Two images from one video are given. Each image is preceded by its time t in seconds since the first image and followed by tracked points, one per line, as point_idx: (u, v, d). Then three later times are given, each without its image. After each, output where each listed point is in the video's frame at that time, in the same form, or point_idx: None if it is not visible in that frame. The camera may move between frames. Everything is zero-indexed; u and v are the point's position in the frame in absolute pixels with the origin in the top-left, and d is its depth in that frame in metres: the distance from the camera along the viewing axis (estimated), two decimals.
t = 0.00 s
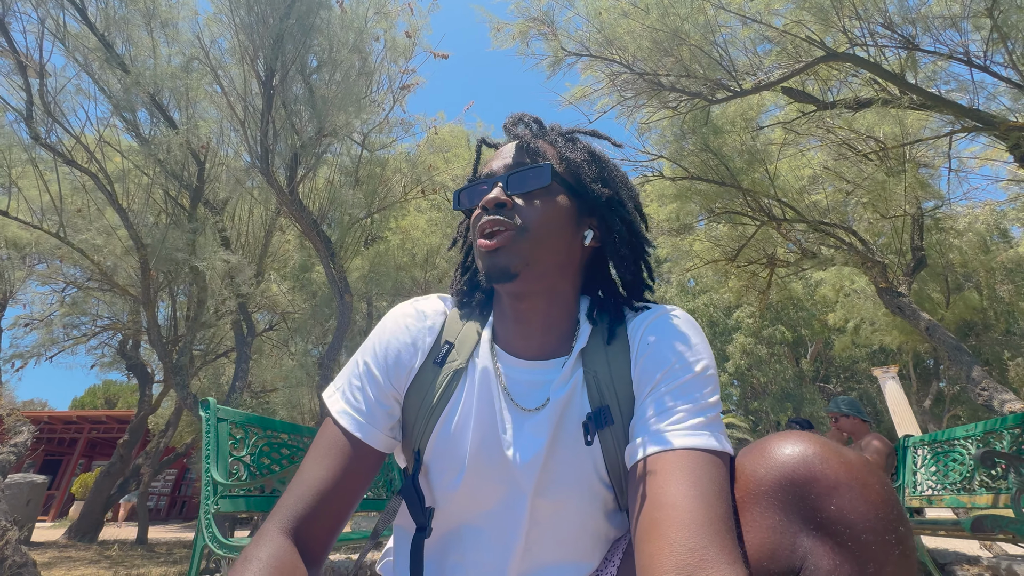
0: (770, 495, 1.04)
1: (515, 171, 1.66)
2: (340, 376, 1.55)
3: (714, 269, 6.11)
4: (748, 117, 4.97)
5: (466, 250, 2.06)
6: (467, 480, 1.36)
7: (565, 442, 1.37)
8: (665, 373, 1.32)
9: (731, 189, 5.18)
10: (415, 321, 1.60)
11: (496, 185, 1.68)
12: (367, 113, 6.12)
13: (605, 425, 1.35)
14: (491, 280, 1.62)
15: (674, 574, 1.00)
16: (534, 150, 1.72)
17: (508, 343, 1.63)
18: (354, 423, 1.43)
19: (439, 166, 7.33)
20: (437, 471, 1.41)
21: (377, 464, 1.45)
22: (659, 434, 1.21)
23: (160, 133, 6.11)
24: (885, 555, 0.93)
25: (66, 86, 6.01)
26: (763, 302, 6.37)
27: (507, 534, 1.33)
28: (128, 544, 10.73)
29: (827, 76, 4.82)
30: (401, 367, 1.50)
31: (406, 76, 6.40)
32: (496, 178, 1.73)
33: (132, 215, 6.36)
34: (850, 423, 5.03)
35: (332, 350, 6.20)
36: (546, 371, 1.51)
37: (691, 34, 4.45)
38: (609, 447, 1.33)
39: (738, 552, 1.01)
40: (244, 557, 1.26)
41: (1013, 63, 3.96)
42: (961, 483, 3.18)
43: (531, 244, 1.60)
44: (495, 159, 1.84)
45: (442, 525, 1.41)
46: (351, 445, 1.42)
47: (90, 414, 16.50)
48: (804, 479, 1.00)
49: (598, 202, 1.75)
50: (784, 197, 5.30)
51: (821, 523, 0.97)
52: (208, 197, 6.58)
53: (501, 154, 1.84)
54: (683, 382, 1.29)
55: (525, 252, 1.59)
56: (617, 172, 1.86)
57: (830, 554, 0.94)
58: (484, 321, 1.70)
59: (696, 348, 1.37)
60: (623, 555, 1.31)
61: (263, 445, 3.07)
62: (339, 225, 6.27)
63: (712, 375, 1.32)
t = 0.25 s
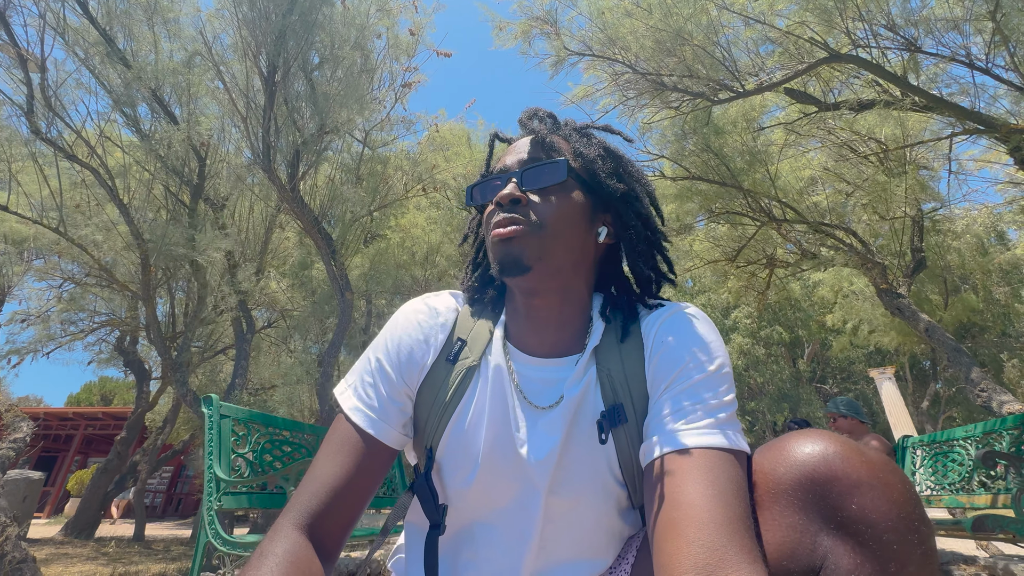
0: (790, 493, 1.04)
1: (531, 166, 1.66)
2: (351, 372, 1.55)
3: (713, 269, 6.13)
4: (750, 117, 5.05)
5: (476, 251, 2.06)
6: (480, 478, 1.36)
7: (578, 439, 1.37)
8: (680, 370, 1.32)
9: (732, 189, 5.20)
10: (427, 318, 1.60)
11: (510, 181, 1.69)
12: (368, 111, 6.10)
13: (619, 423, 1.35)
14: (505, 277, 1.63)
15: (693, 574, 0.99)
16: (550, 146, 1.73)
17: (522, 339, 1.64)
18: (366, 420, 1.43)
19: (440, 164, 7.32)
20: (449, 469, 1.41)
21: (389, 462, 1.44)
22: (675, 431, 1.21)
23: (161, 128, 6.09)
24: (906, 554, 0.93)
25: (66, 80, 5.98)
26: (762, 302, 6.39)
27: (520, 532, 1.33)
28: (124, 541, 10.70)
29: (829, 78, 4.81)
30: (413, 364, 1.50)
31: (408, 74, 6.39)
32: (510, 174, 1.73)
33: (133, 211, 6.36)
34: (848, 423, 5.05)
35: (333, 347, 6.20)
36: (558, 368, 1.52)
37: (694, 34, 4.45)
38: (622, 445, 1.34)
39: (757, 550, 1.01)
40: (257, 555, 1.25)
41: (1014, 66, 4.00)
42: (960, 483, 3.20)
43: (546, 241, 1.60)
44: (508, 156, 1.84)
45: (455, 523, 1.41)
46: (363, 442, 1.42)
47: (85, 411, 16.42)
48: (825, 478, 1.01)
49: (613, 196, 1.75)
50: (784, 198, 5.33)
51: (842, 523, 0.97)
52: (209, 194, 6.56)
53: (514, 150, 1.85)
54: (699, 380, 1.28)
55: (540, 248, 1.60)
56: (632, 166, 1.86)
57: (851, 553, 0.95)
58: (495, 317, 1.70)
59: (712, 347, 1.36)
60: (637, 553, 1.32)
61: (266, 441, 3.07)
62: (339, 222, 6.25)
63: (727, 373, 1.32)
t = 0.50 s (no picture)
0: (768, 492, 1.06)
1: (520, 168, 1.67)
2: (340, 371, 1.56)
3: (710, 269, 6.15)
4: (747, 119, 5.11)
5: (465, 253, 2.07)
6: (467, 477, 1.38)
7: (564, 438, 1.38)
8: (664, 371, 1.34)
9: (728, 190, 5.25)
10: (416, 318, 1.61)
11: (500, 182, 1.70)
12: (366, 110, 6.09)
13: (603, 422, 1.37)
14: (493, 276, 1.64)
15: (673, 572, 1.01)
16: (540, 149, 1.72)
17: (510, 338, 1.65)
18: (354, 419, 1.43)
19: (437, 163, 7.31)
20: (437, 467, 1.42)
21: (376, 460, 1.45)
22: (657, 432, 1.23)
23: (157, 125, 6.07)
24: (879, 551, 0.96)
25: (62, 76, 5.96)
26: (757, 303, 6.42)
27: (506, 529, 1.34)
28: (119, 538, 10.68)
29: (825, 81, 4.77)
30: (402, 363, 1.51)
31: (406, 73, 6.38)
32: (499, 174, 1.74)
33: (129, 209, 6.34)
34: (841, 424, 5.08)
35: (328, 346, 6.20)
36: (545, 368, 1.53)
37: (691, 37, 4.46)
38: (607, 444, 1.35)
39: (737, 548, 1.03)
40: (245, 551, 1.25)
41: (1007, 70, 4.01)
42: (950, 484, 3.22)
43: (534, 241, 1.61)
44: (497, 157, 1.84)
45: (443, 521, 1.42)
46: (351, 440, 1.42)
47: (81, 408, 16.36)
48: (801, 477, 1.02)
49: (598, 202, 1.74)
50: (779, 199, 5.42)
51: (818, 521, 0.99)
52: (205, 191, 6.54)
53: (503, 151, 1.84)
54: (680, 381, 1.30)
55: (530, 248, 1.61)
56: (617, 171, 1.84)
57: (827, 550, 0.97)
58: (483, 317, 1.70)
59: (694, 348, 1.38)
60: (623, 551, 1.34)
61: (261, 439, 3.08)
62: (336, 221, 6.25)
63: (710, 374, 1.34)
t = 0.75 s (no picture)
0: (761, 490, 1.06)
1: (559, 171, 1.67)
2: (337, 369, 1.55)
3: (707, 270, 6.17)
4: (744, 120, 5.09)
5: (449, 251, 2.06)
6: (465, 475, 1.38)
7: (562, 437, 1.39)
8: (661, 372, 1.34)
9: (726, 191, 5.27)
10: (415, 317, 1.61)
11: (531, 180, 1.68)
12: (365, 108, 6.07)
13: (600, 422, 1.37)
14: (529, 276, 1.61)
15: (667, 569, 1.01)
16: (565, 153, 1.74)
17: (516, 341, 1.65)
18: (353, 417, 1.43)
19: (436, 162, 7.31)
20: (434, 466, 1.42)
21: (375, 458, 1.45)
22: (654, 432, 1.23)
23: (154, 121, 6.05)
24: (873, 549, 0.96)
25: (59, 72, 5.93)
26: (754, 304, 6.44)
27: (505, 527, 1.35)
28: (115, 535, 10.66)
29: (823, 83, 4.74)
30: (400, 362, 1.50)
31: (405, 71, 6.37)
32: (527, 172, 1.71)
33: (126, 205, 6.31)
34: (836, 425, 5.11)
35: (325, 344, 6.20)
36: (545, 368, 1.53)
37: (689, 38, 4.47)
38: (604, 443, 1.36)
39: (730, 546, 1.02)
40: (242, 547, 1.26)
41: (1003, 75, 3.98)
42: (944, 485, 3.24)
43: (571, 245, 1.63)
44: (507, 152, 1.82)
45: (440, 519, 1.43)
46: (349, 438, 1.43)
47: (76, 405, 16.29)
48: (794, 476, 1.03)
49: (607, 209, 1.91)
50: (777, 200, 5.41)
51: (811, 518, 0.99)
52: (203, 187, 6.52)
53: (512, 145, 1.83)
54: (676, 382, 1.31)
55: (560, 252, 1.61)
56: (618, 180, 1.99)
57: (820, 548, 0.97)
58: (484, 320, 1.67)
59: (689, 348, 1.39)
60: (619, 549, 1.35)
61: (258, 437, 3.07)
62: (333, 218, 6.24)
63: (706, 375, 1.34)
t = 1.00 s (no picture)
0: (777, 492, 1.08)
1: (580, 170, 1.69)
2: (342, 368, 1.55)
3: (707, 270, 6.19)
4: (746, 121, 5.09)
5: (448, 243, 2.03)
6: (474, 475, 1.38)
7: (571, 438, 1.40)
8: (669, 372, 1.34)
9: (726, 191, 5.28)
10: (420, 316, 1.60)
11: (551, 179, 1.70)
12: (366, 105, 6.05)
13: (609, 422, 1.38)
14: (543, 274, 1.61)
15: (682, 572, 1.02)
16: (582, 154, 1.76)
17: (523, 340, 1.65)
18: (358, 418, 1.43)
19: (435, 159, 7.30)
20: (443, 466, 1.42)
21: (381, 458, 1.45)
22: (665, 432, 1.23)
23: (154, 117, 6.02)
24: (890, 550, 0.97)
25: (59, 66, 5.90)
26: (753, 304, 6.46)
27: (515, 529, 1.36)
28: (111, 533, 10.62)
29: (825, 83, 4.75)
30: (405, 362, 1.50)
31: (406, 69, 6.36)
32: (547, 168, 1.72)
33: (125, 201, 6.29)
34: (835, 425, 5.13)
35: (325, 342, 6.19)
36: (552, 368, 1.53)
37: (692, 38, 4.45)
38: (612, 444, 1.37)
39: (745, 547, 1.04)
40: (248, 549, 1.25)
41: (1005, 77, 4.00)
42: (943, 485, 3.26)
43: (587, 245, 1.64)
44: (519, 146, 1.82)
45: (450, 520, 1.44)
46: (354, 439, 1.42)
47: (72, 402, 16.21)
48: (811, 477, 1.05)
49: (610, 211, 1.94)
50: (778, 201, 5.42)
51: (828, 520, 1.01)
52: (202, 184, 6.50)
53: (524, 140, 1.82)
54: (686, 381, 1.31)
55: (576, 252, 1.61)
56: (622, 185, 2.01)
57: (836, 549, 0.99)
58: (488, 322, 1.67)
59: (699, 347, 1.39)
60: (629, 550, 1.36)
61: (257, 435, 3.06)
62: (334, 216, 6.22)
63: (716, 373, 1.34)
